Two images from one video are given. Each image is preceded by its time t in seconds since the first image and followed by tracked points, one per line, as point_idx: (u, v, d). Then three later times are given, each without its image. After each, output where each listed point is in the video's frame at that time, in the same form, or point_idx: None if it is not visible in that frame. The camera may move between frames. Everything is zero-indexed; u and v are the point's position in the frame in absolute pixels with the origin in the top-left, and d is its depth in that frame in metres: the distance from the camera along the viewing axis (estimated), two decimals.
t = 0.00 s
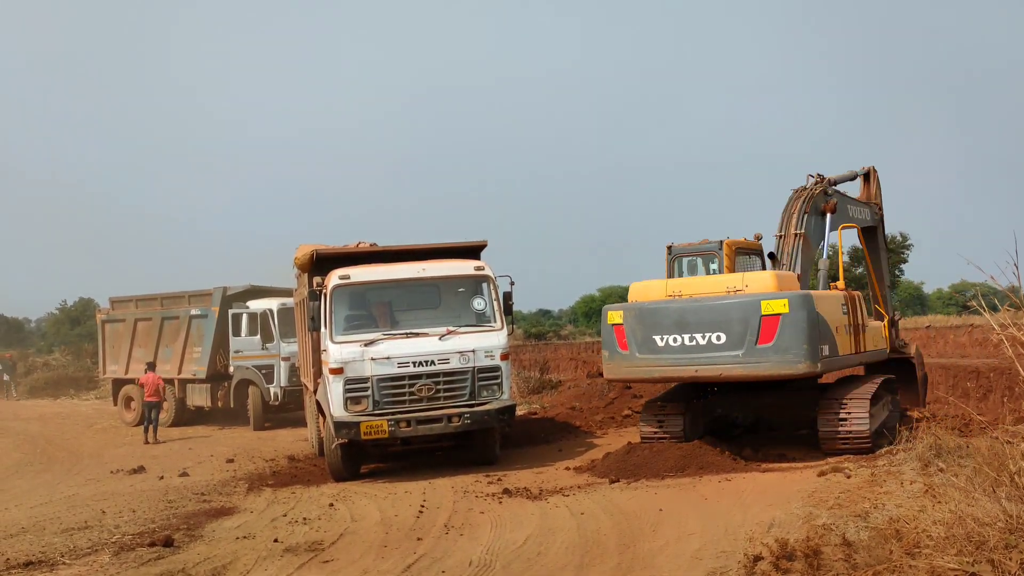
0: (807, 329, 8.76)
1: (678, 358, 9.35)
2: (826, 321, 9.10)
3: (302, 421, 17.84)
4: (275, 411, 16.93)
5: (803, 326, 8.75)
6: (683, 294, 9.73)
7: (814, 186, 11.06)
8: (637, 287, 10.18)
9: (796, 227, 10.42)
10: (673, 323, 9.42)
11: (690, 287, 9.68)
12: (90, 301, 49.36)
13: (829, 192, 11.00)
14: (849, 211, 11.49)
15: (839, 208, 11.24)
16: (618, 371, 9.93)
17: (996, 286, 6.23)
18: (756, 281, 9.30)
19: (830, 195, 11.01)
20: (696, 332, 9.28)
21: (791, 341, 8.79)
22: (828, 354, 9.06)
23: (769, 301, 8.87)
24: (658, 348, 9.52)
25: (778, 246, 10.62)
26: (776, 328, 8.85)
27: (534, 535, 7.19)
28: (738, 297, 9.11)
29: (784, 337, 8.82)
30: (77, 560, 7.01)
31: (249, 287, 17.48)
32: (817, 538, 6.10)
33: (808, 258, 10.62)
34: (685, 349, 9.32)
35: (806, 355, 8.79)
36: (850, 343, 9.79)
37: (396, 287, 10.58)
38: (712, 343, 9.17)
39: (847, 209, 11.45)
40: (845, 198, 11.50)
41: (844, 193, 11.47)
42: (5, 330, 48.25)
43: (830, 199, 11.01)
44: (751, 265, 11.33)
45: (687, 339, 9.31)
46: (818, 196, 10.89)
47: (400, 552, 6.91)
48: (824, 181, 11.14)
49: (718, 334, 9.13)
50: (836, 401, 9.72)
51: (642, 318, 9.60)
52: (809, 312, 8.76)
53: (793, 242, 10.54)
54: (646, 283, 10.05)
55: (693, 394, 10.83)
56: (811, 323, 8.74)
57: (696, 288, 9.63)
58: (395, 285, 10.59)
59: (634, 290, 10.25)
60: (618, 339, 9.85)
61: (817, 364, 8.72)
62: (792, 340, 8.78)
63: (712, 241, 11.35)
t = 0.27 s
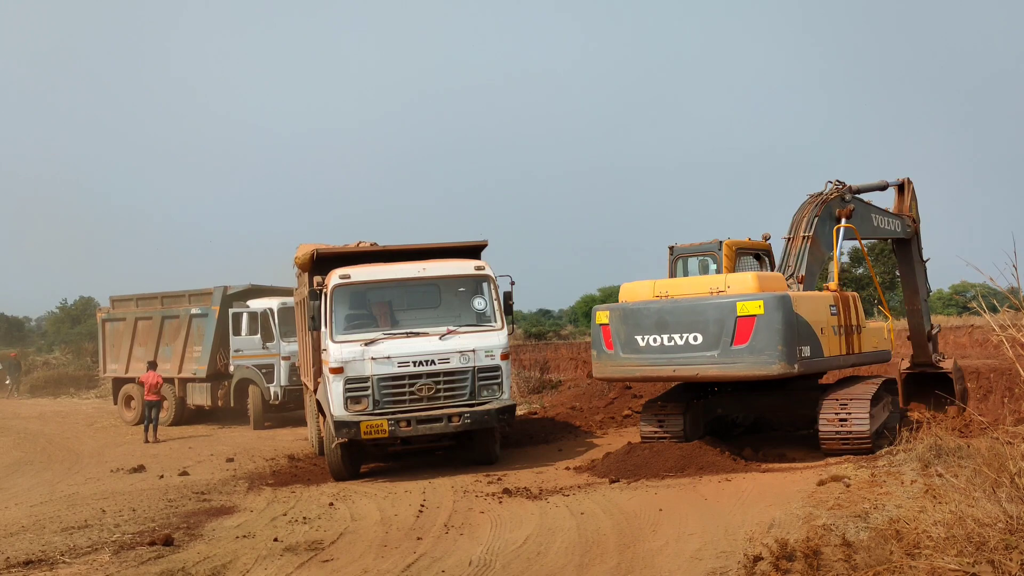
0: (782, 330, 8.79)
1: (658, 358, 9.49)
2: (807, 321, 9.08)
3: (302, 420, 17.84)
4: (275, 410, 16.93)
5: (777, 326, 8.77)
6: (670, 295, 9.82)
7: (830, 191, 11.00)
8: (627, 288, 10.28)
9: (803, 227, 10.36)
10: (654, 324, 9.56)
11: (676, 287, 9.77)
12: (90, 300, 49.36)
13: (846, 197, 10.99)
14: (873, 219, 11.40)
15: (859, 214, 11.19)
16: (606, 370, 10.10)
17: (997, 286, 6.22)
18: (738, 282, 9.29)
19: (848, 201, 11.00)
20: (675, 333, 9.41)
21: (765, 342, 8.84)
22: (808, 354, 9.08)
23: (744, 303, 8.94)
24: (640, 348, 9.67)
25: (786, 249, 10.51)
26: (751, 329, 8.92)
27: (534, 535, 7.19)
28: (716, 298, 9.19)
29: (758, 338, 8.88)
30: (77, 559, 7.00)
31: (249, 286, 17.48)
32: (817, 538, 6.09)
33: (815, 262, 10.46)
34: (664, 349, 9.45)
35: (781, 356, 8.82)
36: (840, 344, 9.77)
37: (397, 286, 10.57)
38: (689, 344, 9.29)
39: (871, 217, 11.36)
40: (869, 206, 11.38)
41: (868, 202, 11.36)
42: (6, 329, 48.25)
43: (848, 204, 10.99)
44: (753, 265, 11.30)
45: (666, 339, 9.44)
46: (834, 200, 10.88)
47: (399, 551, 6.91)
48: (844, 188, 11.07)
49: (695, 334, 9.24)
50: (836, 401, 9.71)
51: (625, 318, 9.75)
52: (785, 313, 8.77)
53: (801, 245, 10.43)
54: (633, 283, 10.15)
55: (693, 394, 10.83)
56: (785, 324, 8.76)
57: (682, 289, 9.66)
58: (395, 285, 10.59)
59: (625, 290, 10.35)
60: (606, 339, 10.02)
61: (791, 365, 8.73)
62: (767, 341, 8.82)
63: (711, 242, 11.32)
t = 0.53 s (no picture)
0: (759, 332, 8.80)
1: (640, 359, 9.56)
2: (789, 323, 9.05)
3: (302, 420, 17.84)
4: (275, 410, 16.92)
5: (754, 328, 8.79)
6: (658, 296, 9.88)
7: (847, 197, 10.98)
8: (618, 289, 10.34)
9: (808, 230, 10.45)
10: (637, 325, 9.63)
11: (664, 288, 9.82)
12: (90, 299, 49.36)
13: (863, 204, 10.98)
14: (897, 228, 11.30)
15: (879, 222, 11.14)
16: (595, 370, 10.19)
17: (999, 288, 6.20)
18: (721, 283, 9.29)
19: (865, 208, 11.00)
20: (656, 334, 9.47)
21: (741, 343, 8.86)
22: (789, 356, 9.07)
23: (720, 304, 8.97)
24: (624, 349, 9.75)
25: (794, 252, 10.54)
26: (728, 330, 8.96)
27: (534, 535, 7.19)
28: (695, 299, 9.23)
29: (735, 340, 8.90)
30: (76, 558, 7.00)
31: (249, 286, 17.48)
32: (817, 539, 6.09)
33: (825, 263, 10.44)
34: (645, 350, 9.51)
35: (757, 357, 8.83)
36: (830, 347, 9.72)
37: (398, 286, 10.58)
38: (668, 344, 9.35)
39: (895, 227, 11.27)
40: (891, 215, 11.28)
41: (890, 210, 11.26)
42: (7, 327, 48.24)
43: (865, 212, 10.98)
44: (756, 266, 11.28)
45: (647, 340, 9.51)
46: (849, 207, 10.90)
47: (399, 551, 6.91)
48: (864, 195, 11.03)
49: (674, 335, 9.29)
50: (836, 402, 9.70)
51: (610, 319, 9.84)
52: (761, 315, 8.78)
53: (808, 248, 10.44)
54: (623, 284, 10.22)
55: (694, 394, 10.83)
56: (762, 326, 8.77)
57: (668, 290, 9.72)
58: (396, 285, 10.59)
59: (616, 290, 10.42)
60: (594, 339, 10.11)
61: (767, 367, 8.73)
62: (743, 342, 8.84)
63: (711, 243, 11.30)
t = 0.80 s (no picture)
0: (737, 335, 8.97)
1: (627, 360, 9.81)
2: (772, 326, 9.16)
3: (303, 420, 17.84)
4: (276, 410, 16.93)
5: (732, 331, 8.98)
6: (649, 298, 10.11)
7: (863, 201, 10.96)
8: (613, 291, 10.58)
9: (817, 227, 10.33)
10: (625, 327, 9.87)
11: (655, 291, 10.04)
12: (91, 299, 49.39)
13: (878, 207, 10.92)
14: (918, 235, 11.21)
15: (897, 227, 11.07)
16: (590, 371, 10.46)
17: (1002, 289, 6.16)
18: (707, 286, 9.48)
19: (880, 212, 10.96)
20: (642, 336, 9.70)
21: (720, 346, 9.05)
22: (772, 358, 9.15)
23: (700, 308, 9.18)
24: (613, 350, 10.01)
25: (801, 252, 10.50)
26: (708, 333, 9.16)
27: (534, 536, 7.19)
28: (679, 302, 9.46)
29: (714, 342, 9.10)
30: (78, 557, 7.01)
31: (251, 286, 17.49)
32: (818, 540, 6.09)
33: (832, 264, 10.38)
34: (631, 352, 9.76)
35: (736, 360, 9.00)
36: (820, 348, 9.66)
37: (399, 286, 10.59)
38: (653, 346, 9.59)
39: (914, 233, 11.20)
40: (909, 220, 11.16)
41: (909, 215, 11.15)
42: (8, 327, 48.25)
43: (880, 215, 10.93)
44: (759, 267, 11.25)
45: (634, 342, 9.75)
46: (862, 210, 10.88)
47: (399, 551, 6.91)
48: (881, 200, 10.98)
49: (658, 338, 9.52)
50: (837, 403, 9.70)
51: (601, 322, 10.10)
52: (739, 319, 8.96)
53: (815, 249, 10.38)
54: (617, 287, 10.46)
55: (695, 395, 10.83)
56: (739, 329, 8.95)
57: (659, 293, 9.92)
58: (397, 285, 10.59)
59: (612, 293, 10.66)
60: (588, 341, 10.37)
61: (745, 370, 8.89)
62: (721, 345, 9.03)
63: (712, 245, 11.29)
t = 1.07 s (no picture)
0: (722, 335, 9.06)
1: (617, 360, 9.89)
2: (758, 326, 9.22)
3: (304, 419, 17.84)
4: (277, 409, 16.94)
5: (716, 331, 9.05)
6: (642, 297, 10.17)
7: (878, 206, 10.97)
8: (608, 291, 10.68)
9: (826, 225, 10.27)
10: (615, 327, 9.96)
11: (648, 290, 10.10)
12: (92, 298, 49.43)
13: (892, 212, 10.93)
14: (936, 241, 11.22)
15: (913, 233, 11.09)
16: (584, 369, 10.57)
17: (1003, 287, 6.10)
18: (696, 286, 9.53)
19: (895, 216, 10.95)
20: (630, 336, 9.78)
21: (705, 345, 9.13)
22: (759, 358, 9.21)
23: (686, 307, 9.26)
24: (603, 349, 10.08)
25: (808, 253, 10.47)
26: (693, 333, 9.23)
27: (535, 535, 7.19)
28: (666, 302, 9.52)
29: (699, 342, 9.18)
30: (79, 556, 7.02)
31: (252, 285, 17.49)
32: (819, 539, 6.08)
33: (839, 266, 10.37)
34: (620, 352, 9.85)
35: (720, 359, 9.08)
36: (813, 347, 9.67)
37: (400, 285, 10.59)
38: (640, 346, 9.66)
39: (933, 240, 11.20)
40: (927, 227, 11.19)
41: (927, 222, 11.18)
42: (9, 326, 48.25)
43: (895, 220, 10.92)
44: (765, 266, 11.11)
45: (622, 342, 9.84)
46: (875, 213, 10.89)
47: (400, 550, 6.91)
48: (896, 206, 11.01)
49: (645, 337, 9.60)
50: (838, 403, 9.70)
51: (593, 321, 10.20)
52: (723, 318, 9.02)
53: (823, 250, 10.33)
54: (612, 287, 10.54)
55: (696, 395, 10.83)
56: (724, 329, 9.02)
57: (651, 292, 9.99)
58: (397, 284, 10.59)
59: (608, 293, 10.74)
60: (582, 340, 10.47)
61: (729, 369, 8.98)
62: (706, 344, 9.12)
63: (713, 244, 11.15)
